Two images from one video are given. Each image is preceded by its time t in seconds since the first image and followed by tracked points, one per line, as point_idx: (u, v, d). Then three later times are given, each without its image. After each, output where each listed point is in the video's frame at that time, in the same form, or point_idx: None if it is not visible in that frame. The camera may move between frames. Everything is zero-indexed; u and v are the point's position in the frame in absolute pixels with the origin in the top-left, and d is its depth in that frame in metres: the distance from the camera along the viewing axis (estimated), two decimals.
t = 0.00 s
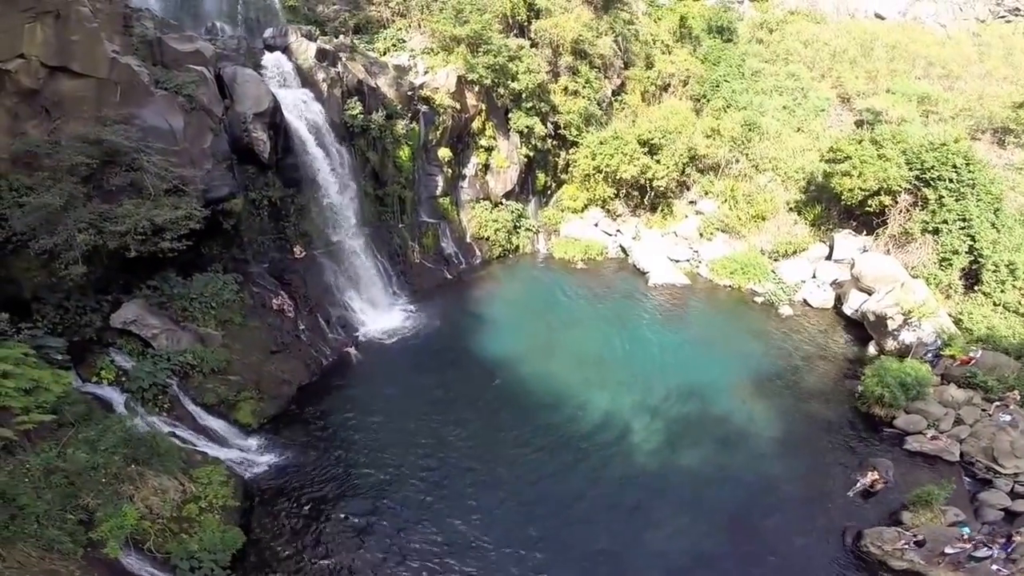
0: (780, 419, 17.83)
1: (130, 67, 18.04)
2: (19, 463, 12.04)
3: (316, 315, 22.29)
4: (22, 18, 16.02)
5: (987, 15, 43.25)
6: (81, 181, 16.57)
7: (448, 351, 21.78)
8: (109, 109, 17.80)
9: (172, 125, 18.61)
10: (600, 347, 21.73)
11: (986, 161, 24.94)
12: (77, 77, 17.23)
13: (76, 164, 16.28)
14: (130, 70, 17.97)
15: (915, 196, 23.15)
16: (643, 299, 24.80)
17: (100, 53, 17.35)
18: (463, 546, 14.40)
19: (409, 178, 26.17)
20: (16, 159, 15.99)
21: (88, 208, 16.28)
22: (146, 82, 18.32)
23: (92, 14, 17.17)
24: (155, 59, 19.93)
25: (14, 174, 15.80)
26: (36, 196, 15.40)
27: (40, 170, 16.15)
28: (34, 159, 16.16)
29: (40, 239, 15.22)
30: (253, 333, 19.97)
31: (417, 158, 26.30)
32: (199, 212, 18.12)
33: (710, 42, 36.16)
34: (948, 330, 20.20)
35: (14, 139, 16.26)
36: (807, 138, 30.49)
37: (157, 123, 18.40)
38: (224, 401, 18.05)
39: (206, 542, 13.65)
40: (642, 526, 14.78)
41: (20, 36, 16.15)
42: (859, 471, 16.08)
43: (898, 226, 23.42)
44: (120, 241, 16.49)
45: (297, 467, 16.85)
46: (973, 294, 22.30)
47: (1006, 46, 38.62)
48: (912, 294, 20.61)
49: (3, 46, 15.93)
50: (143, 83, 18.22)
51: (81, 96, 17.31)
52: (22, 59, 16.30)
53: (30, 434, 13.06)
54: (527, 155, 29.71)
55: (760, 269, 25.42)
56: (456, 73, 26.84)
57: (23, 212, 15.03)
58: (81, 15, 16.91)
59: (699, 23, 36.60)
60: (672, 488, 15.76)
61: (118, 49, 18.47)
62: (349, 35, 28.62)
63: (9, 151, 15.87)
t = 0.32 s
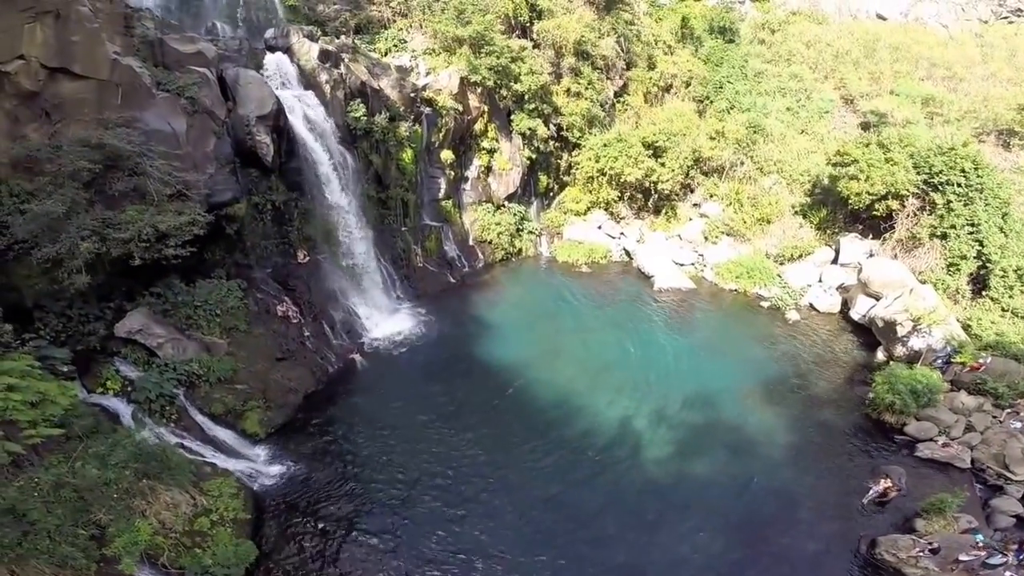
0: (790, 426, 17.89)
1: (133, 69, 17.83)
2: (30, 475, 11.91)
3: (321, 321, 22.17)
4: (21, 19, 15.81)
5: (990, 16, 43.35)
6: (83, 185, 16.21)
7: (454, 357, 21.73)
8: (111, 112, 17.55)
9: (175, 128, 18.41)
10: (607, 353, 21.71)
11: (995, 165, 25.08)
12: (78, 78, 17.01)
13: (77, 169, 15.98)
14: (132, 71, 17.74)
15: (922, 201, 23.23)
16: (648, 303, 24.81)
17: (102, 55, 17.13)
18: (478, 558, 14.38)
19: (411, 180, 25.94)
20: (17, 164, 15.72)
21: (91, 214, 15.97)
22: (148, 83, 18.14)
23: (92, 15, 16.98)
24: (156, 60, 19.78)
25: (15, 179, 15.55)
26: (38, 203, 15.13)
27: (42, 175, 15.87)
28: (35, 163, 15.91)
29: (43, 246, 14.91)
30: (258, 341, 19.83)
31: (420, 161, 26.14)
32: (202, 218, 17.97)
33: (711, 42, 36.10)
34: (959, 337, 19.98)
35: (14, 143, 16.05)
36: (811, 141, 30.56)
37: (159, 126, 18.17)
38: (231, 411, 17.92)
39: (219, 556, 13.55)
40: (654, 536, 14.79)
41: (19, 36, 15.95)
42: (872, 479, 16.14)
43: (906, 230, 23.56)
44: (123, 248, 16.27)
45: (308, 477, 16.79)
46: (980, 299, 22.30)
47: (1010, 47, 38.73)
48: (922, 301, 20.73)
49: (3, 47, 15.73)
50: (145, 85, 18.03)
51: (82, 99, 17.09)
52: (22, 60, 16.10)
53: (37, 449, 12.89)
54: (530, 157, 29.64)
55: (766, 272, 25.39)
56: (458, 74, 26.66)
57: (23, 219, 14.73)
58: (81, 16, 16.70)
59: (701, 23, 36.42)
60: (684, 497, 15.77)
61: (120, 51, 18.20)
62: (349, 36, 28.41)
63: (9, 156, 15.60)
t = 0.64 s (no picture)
0: (797, 433, 18.07)
1: (136, 72, 17.64)
2: (39, 490, 11.77)
3: (325, 327, 22.07)
4: (21, 19, 15.43)
5: (992, 17, 43.51)
6: (86, 191, 16.00)
7: (459, 363, 21.68)
8: (113, 114, 17.38)
9: (178, 131, 18.30)
10: (613, 359, 21.75)
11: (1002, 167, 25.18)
12: (80, 81, 16.80)
13: (80, 174, 15.75)
14: (134, 73, 17.54)
15: (929, 205, 23.25)
16: (653, 307, 24.85)
17: (103, 57, 16.95)
18: (491, 567, 14.34)
19: (413, 183, 25.85)
20: (18, 169, 15.38)
21: (94, 220, 15.75)
22: (150, 85, 17.95)
23: (93, 14, 16.74)
24: (158, 61, 19.58)
25: (16, 183, 15.22)
26: (39, 209, 14.84)
27: (43, 180, 15.61)
28: (36, 168, 15.61)
29: (45, 254, 14.61)
30: (262, 348, 19.73)
31: (422, 163, 26.04)
32: (206, 223, 17.85)
33: (713, 44, 36.11)
34: (966, 343, 20.25)
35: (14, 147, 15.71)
36: (814, 144, 30.71)
37: (162, 129, 18.09)
38: (238, 420, 17.79)
39: (230, 568, 13.42)
40: (665, 543, 14.86)
41: (21, 37, 15.52)
42: (883, 485, 16.26)
43: (912, 234, 23.60)
44: (128, 255, 16.06)
45: (317, 486, 16.73)
46: (987, 303, 22.41)
47: (1014, 48, 38.86)
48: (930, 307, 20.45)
49: (4, 47, 15.26)
50: (147, 87, 17.90)
51: (83, 102, 16.87)
52: (23, 62, 15.71)
53: (45, 461, 12.81)
54: (531, 160, 29.47)
55: (770, 276, 25.44)
56: (461, 76, 26.64)
57: (28, 227, 14.42)
58: (83, 16, 16.47)
59: (702, 25, 36.46)
60: (694, 506, 15.85)
61: (121, 52, 17.88)
62: (349, 36, 28.07)
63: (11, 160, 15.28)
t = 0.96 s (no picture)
0: (807, 438, 18.28)
1: (138, 73, 17.47)
2: (51, 505, 11.73)
3: (328, 333, 21.89)
4: (23, 21, 15.30)
5: (993, 18, 43.63)
6: (88, 197, 15.83)
7: (464, 369, 21.61)
8: (115, 118, 17.31)
9: (180, 135, 18.15)
10: (619, 365, 21.76)
11: (1009, 170, 25.24)
12: (81, 82, 16.67)
13: (82, 180, 15.49)
14: (136, 75, 17.36)
15: (936, 208, 23.61)
16: (657, 311, 24.92)
17: (105, 58, 16.78)
18: None
19: (416, 186, 25.67)
20: (20, 173, 15.19)
21: (98, 227, 15.64)
22: (152, 88, 17.75)
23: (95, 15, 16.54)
24: (160, 64, 19.31)
25: (17, 189, 14.95)
26: (42, 216, 14.67)
27: (45, 185, 15.38)
28: (37, 173, 15.38)
29: (48, 262, 14.55)
30: (267, 355, 19.62)
31: (424, 166, 25.87)
32: (210, 229, 17.71)
33: (714, 45, 36.05)
34: (974, 349, 20.27)
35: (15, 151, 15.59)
36: (817, 146, 30.77)
37: (165, 132, 17.97)
38: (245, 429, 17.65)
39: None
40: (677, 552, 14.90)
41: (21, 39, 15.41)
42: (893, 490, 16.45)
43: (918, 238, 23.81)
44: (132, 262, 15.88)
45: (326, 495, 16.65)
46: (993, 308, 22.28)
47: (1017, 49, 38.97)
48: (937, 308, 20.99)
49: (3, 48, 15.14)
50: (150, 88, 17.69)
51: (84, 105, 16.77)
52: (23, 64, 15.58)
53: (52, 475, 12.65)
54: (532, 163, 29.36)
55: (775, 281, 25.55)
56: (462, 78, 26.47)
57: (31, 234, 14.28)
58: (84, 17, 16.28)
59: (703, 26, 36.44)
60: (706, 513, 15.89)
61: (122, 53, 17.71)
62: (349, 37, 27.79)
63: (13, 165, 15.15)
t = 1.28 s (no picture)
0: (818, 441, 18.79)
1: (140, 76, 17.37)
2: (64, 522, 11.67)
3: (333, 340, 21.69)
4: (25, 23, 15.38)
5: (993, 17, 43.83)
6: (92, 203, 15.63)
7: (471, 375, 21.58)
8: (117, 123, 17.14)
9: (183, 139, 17.98)
10: (625, 371, 22.01)
11: (1013, 171, 25.42)
12: (82, 86, 16.55)
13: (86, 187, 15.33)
14: (138, 78, 17.24)
15: (942, 209, 23.62)
16: (661, 313, 25.25)
17: (107, 62, 16.64)
18: None
19: (418, 189, 25.33)
20: (20, 179, 15.13)
21: (101, 235, 15.36)
22: (154, 91, 17.61)
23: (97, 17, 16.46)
24: (163, 68, 19.14)
25: (19, 196, 14.91)
26: (45, 224, 14.50)
27: (47, 192, 15.28)
28: (39, 179, 15.28)
29: (53, 271, 14.41)
30: (273, 363, 19.40)
31: (426, 168, 25.65)
32: (214, 236, 17.38)
33: (715, 45, 36.01)
34: (982, 351, 20.79)
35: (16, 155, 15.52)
36: (820, 148, 30.90)
37: (168, 137, 17.80)
38: (253, 439, 17.54)
39: None
40: (688, 560, 15.19)
41: (22, 42, 15.41)
42: (905, 492, 16.93)
43: (924, 240, 23.87)
44: (136, 271, 15.75)
45: (338, 505, 16.62)
46: (999, 309, 22.53)
47: (1017, 48, 39.16)
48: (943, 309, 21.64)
49: (3, 52, 15.16)
50: (152, 92, 17.54)
51: (85, 109, 16.65)
52: (24, 68, 15.57)
53: (62, 489, 12.54)
54: (533, 165, 29.39)
55: (779, 283, 25.81)
56: (464, 80, 26.32)
57: (35, 243, 14.21)
58: (86, 19, 16.20)
59: (703, 26, 36.44)
60: (719, 519, 16.23)
61: (125, 56, 17.66)
62: (350, 39, 27.22)
63: (14, 171, 15.07)
